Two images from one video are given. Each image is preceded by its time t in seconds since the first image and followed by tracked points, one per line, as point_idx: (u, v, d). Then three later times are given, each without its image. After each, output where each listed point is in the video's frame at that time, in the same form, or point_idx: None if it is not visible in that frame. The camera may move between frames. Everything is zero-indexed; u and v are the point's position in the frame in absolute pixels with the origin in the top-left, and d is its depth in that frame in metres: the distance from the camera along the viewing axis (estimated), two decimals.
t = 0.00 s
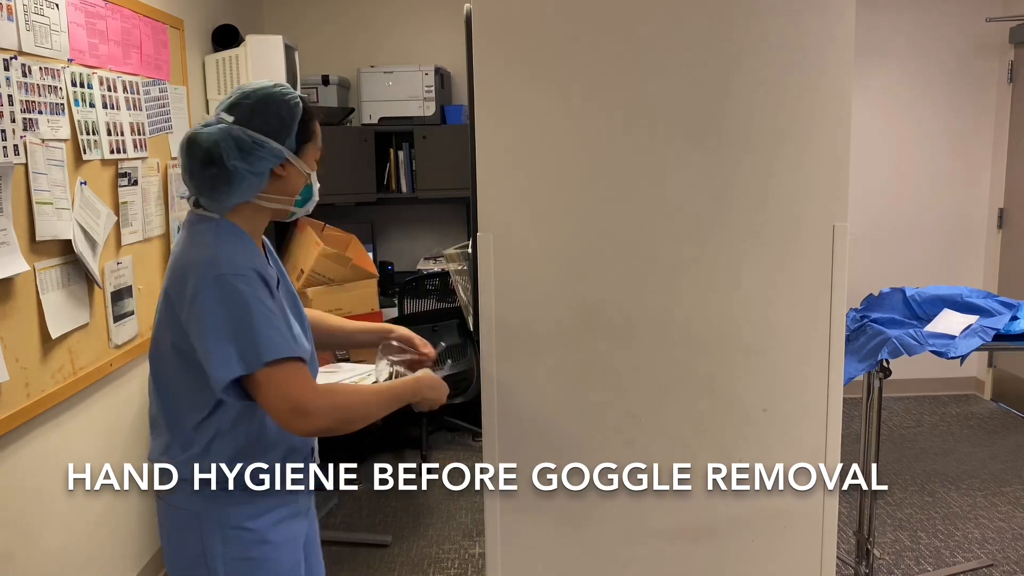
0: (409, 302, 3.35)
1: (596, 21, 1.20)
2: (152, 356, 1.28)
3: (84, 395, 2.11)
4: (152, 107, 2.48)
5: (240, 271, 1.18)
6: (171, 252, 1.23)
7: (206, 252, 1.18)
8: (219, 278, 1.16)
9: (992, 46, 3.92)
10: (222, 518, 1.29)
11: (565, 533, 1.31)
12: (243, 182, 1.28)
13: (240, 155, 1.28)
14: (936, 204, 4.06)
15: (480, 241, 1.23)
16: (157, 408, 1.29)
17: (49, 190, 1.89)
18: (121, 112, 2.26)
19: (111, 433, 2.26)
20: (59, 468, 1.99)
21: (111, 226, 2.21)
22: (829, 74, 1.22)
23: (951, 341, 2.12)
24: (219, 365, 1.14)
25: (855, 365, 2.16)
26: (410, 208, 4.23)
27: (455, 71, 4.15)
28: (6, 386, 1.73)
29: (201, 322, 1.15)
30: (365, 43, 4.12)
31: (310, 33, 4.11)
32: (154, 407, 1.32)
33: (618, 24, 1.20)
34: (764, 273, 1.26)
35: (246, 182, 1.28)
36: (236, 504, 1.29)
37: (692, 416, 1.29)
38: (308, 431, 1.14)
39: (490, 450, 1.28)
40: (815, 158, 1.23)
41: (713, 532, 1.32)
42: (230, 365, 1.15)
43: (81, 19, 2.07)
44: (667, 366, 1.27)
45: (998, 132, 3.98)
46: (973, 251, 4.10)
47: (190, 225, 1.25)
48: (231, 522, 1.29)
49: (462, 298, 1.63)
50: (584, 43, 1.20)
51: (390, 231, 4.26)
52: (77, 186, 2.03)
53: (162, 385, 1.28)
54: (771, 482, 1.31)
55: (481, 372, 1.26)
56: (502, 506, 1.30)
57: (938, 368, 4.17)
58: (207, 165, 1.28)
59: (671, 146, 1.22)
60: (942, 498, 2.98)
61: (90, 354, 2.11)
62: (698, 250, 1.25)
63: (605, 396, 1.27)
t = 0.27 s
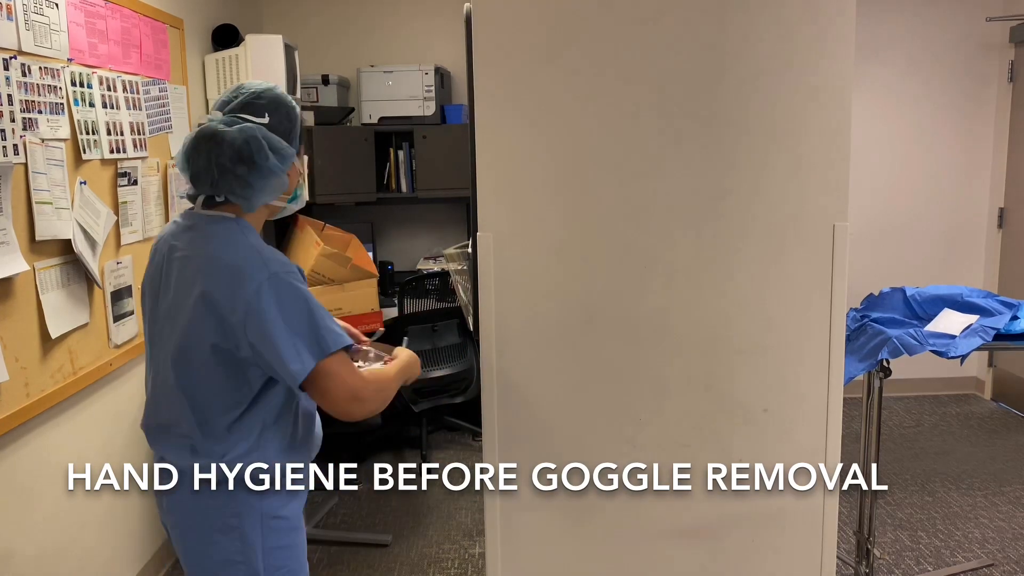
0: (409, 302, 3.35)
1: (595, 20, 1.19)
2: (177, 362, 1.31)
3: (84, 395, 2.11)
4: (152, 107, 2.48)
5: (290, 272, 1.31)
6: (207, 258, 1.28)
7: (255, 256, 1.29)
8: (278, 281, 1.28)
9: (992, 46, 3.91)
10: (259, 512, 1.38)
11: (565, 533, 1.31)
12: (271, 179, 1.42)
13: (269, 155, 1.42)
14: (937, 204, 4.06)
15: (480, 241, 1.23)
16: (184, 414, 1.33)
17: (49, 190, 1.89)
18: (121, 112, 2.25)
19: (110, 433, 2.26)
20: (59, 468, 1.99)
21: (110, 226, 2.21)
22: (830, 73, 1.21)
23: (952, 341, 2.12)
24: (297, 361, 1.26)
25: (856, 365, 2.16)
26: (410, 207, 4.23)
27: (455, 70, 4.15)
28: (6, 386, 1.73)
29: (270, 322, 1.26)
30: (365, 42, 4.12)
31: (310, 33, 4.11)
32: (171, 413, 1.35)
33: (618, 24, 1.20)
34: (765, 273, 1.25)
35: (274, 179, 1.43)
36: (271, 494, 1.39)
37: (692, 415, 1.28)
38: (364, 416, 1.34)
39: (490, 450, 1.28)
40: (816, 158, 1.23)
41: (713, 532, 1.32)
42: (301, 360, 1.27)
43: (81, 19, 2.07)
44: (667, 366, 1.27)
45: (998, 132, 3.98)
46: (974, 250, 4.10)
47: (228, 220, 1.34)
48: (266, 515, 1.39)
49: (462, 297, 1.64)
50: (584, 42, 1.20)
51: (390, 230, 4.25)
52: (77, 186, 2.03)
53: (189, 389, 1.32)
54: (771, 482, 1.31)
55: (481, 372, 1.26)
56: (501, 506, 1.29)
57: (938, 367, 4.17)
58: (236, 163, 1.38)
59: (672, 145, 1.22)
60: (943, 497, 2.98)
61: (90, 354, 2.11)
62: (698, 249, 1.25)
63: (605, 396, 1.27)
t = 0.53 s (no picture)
0: (409, 301, 3.31)
1: (596, 21, 1.19)
2: (191, 356, 1.36)
3: (84, 395, 2.11)
4: (151, 107, 2.48)
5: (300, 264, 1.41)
6: (222, 254, 1.35)
7: (268, 251, 1.37)
8: (292, 272, 1.38)
9: (992, 45, 3.91)
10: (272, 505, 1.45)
11: (565, 533, 1.31)
12: (272, 176, 1.47)
13: (269, 152, 1.47)
14: (936, 204, 4.06)
15: (480, 241, 1.23)
16: (197, 406, 1.38)
17: (49, 190, 1.89)
18: (121, 112, 2.25)
19: (110, 433, 2.26)
20: (59, 468, 1.99)
21: (110, 226, 2.20)
22: (829, 72, 1.21)
23: (951, 341, 2.12)
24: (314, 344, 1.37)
25: (855, 365, 2.16)
26: (410, 207, 4.23)
27: (455, 70, 4.15)
28: (5, 386, 1.73)
29: (287, 312, 1.35)
30: (365, 42, 4.12)
31: (310, 32, 4.11)
32: (182, 407, 1.39)
33: (618, 24, 1.20)
34: (765, 273, 1.25)
35: (275, 176, 1.48)
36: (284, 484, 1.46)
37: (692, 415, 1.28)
38: (367, 401, 1.50)
39: (490, 450, 1.28)
40: (817, 159, 1.23)
41: (713, 532, 1.32)
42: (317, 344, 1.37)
43: (80, 19, 2.06)
44: (668, 367, 1.27)
45: (998, 132, 3.98)
46: (973, 250, 4.10)
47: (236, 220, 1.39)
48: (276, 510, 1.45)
49: (461, 298, 1.65)
50: (583, 42, 1.20)
51: (390, 230, 4.25)
52: (77, 185, 2.03)
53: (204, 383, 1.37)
54: (771, 482, 1.31)
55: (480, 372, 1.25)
56: (501, 506, 1.29)
57: (938, 367, 4.17)
58: (238, 163, 1.43)
59: (672, 145, 1.22)
60: (942, 497, 2.98)
61: (90, 354, 2.11)
62: (698, 249, 1.25)
63: (604, 396, 1.27)
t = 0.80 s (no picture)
0: (409, 301, 3.32)
1: (596, 20, 1.19)
2: (183, 344, 1.40)
3: (83, 395, 2.11)
4: (151, 107, 2.48)
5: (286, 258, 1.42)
6: (212, 247, 1.39)
7: (255, 244, 1.40)
8: (276, 267, 1.40)
9: (991, 45, 3.91)
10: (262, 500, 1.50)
11: (564, 533, 1.31)
12: (259, 180, 1.49)
13: (256, 157, 1.48)
14: (936, 203, 4.06)
15: (480, 241, 1.23)
16: (189, 394, 1.42)
17: (49, 190, 1.89)
18: (121, 112, 2.26)
19: (110, 433, 2.26)
20: (59, 468, 1.99)
21: (110, 226, 2.20)
22: (829, 72, 1.21)
23: (951, 341, 2.12)
24: (293, 337, 1.38)
25: (855, 365, 2.16)
26: (410, 207, 4.23)
27: (455, 69, 4.15)
28: (5, 386, 1.73)
29: (268, 304, 1.37)
30: (364, 42, 4.12)
31: (310, 32, 4.11)
32: (176, 394, 1.44)
33: (618, 24, 1.20)
34: (765, 273, 1.25)
35: (263, 181, 1.50)
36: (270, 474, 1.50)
37: (692, 415, 1.28)
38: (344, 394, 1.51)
39: (490, 450, 1.28)
40: (817, 159, 1.23)
41: (713, 532, 1.32)
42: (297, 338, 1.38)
43: (80, 18, 2.07)
44: (667, 367, 1.27)
45: (998, 131, 3.98)
46: (973, 250, 4.10)
47: (224, 223, 1.42)
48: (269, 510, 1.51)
49: (462, 297, 1.67)
50: (583, 41, 1.20)
51: (389, 230, 4.26)
52: (77, 185, 2.03)
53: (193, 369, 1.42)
54: (771, 482, 1.31)
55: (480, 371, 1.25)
56: (501, 506, 1.29)
57: (938, 367, 4.17)
58: (225, 168, 1.45)
59: (671, 145, 1.22)
60: (942, 497, 2.98)
61: (90, 354, 2.11)
62: (698, 249, 1.25)
63: (604, 396, 1.27)
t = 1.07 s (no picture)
0: (409, 301, 3.35)
1: (596, 21, 1.20)
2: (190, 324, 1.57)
3: (84, 395, 2.11)
4: (151, 107, 2.48)
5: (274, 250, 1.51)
6: (216, 234, 1.54)
7: (251, 234, 1.52)
8: (260, 256, 1.49)
9: (991, 46, 3.92)
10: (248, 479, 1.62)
11: (564, 533, 1.31)
12: (249, 185, 1.61)
13: (246, 164, 1.60)
14: (936, 203, 4.06)
15: (480, 241, 1.23)
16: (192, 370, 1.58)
17: (48, 190, 1.89)
18: (120, 112, 2.26)
19: (111, 433, 2.26)
20: (59, 468, 1.99)
21: (110, 226, 2.21)
22: (829, 72, 1.21)
23: (950, 341, 2.12)
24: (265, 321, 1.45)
25: (855, 365, 2.16)
26: (410, 207, 4.23)
27: (455, 69, 4.15)
28: (5, 386, 1.73)
29: (250, 285, 1.46)
30: (364, 42, 4.12)
31: (310, 32, 4.11)
32: (184, 369, 1.62)
33: (618, 24, 1.20)
34: (764, 273, 1.26)
35: (253, 185, 1.62)
36: (257, 452, 1.62)
37: (691, 415, 1.29)
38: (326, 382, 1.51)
39: (490, 450, 1.28)
40: (818, 159, 1.23)
41: (713, 532, 1.32)
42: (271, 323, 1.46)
43: (80, 18, 2.06)
44: (667, 367, 1.27)
45: (998, 132, 3.98)
46: (973, 250, 4.10)
47: (219, 224, 1.57)
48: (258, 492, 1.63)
49: (461, 298, 1.67)
50: (582, 42, 1.20)
51: (389, 230, 4.26)
52: (76, 186, 2.03)
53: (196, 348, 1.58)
54: (771, 483, 1.31)
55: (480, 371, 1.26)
56: (501, 506, 1.30)
57: (937, 367, 4.18)
58: (219, 174, 1.60)
59: (671, 145, 1.22)
60: (942, 497, 2.98)
61: (90, 354, 2.11)
62: (697, 249, 1.25)
63: (604, 395, 1.27)
